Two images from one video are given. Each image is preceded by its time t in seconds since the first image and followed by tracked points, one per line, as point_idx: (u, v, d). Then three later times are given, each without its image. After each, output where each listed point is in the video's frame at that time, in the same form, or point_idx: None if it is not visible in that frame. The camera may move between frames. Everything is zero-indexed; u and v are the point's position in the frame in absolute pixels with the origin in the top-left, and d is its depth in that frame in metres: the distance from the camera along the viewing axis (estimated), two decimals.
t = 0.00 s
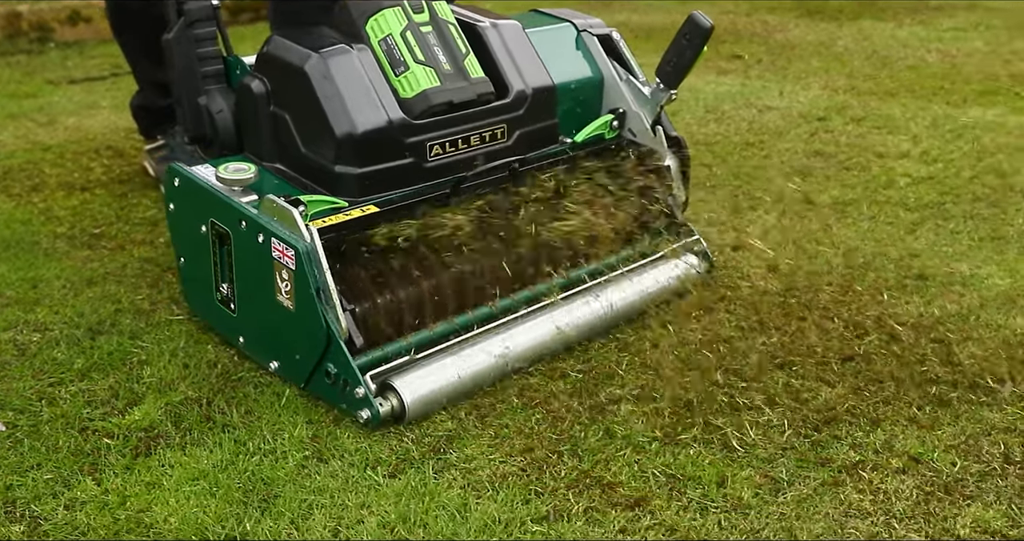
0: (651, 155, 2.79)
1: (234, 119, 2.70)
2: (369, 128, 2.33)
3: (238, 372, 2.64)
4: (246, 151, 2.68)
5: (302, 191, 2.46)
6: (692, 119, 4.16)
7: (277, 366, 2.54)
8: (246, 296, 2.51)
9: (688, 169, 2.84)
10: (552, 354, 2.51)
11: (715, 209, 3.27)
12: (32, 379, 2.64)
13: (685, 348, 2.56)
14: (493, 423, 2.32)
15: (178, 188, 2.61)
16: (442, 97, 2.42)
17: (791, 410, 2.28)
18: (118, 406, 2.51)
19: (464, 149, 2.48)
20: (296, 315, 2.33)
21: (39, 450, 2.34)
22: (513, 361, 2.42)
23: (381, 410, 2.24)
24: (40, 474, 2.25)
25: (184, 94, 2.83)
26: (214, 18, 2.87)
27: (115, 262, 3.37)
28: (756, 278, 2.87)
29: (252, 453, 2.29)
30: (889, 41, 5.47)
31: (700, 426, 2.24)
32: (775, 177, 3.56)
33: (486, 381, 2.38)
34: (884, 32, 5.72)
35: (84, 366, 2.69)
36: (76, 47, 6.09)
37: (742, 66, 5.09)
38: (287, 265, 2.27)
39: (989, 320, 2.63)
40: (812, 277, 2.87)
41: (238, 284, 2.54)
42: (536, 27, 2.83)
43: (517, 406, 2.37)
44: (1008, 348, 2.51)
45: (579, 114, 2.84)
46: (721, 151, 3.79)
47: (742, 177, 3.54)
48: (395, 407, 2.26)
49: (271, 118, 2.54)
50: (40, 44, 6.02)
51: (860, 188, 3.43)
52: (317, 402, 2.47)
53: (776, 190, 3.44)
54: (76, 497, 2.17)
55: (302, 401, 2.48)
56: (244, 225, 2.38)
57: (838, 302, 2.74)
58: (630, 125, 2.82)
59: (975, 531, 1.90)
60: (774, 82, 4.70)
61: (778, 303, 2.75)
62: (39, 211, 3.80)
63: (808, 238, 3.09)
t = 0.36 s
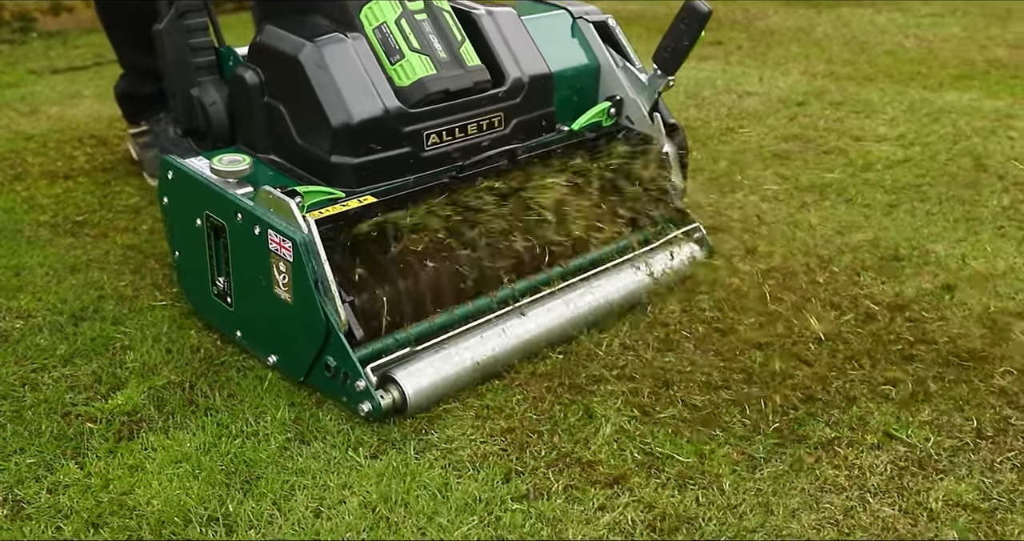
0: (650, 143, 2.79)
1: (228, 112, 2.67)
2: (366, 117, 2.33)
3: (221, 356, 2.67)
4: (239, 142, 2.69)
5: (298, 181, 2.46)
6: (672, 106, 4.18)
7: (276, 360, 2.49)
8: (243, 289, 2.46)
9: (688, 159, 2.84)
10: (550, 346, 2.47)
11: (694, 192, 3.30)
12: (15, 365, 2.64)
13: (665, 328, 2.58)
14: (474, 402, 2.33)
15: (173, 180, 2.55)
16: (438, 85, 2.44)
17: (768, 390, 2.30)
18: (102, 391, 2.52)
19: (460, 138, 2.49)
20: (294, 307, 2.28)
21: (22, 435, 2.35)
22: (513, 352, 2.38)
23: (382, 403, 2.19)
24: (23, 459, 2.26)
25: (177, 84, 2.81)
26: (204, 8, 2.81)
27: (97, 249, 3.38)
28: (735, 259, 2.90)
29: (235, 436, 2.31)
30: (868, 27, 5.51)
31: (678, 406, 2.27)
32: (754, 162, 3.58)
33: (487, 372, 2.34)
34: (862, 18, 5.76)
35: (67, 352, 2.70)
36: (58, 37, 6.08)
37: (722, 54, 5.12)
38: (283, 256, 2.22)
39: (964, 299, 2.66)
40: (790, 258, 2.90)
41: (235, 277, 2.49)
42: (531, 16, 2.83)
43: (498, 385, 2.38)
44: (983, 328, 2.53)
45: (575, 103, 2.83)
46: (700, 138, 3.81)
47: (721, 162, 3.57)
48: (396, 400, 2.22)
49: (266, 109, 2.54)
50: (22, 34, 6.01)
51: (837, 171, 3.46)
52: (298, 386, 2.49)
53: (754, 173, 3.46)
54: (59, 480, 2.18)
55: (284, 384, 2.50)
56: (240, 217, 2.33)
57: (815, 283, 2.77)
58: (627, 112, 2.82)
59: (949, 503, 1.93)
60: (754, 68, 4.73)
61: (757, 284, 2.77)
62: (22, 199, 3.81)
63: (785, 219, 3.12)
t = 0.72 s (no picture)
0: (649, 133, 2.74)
1: (223, 105, 2.62)
2: (365, 111, 2.28)
3: (204, 345, 2.68)
4: (235, 136, 2.63)
5: (296, 176, 2.40)
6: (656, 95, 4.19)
7: (274, 359, 2.45)
8: (241, 286, 2.42)
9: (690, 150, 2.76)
10: (552, 341, 2.43)
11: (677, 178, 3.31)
12: None
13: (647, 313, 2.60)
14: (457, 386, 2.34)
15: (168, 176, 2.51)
16: (438, 77, 2.38)
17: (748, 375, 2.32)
18: (86, 381, 2.52)
19: (461, 130, 2.44)
20: (294, 305, 2.24)
21: (5, 425, 2.34)
22: (516, 348, 2.34)
23: (387, 401, 2.14)
24: (6, 449, 2.26)
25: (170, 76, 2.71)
26: None
27: (82, 240, 3.38)
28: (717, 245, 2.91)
29: (219, 424, 2.32)
30: (850, 16, 5.54)
31: (660, 390, 2.29)
32: (736, 149, 3.60)
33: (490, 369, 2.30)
34: (843, 7, 5.78)
35: (51, 342, 2.70)
36: (42, 29, 6.06)
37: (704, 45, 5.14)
38: (283, 253, 2.19)
39: (943, 283, 2.68)
40: (771, 243, 2.91)
41: (233, 274, 2.44)
42: (528, 7, 2.75)
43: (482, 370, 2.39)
44: (961, 310, 2.55)
45: (574, 94, 2.76)
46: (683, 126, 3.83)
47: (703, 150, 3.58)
48: (400, 398, 2.16)
49: (262, 102, 2.48)
50: (6, 27, 6.00)
51: (818, 158, 3.48)
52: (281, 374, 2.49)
53: (736, 159, 3.48)
54: (43, 470, 2.18)
55: (268, 372, 2.51)
56: (238, 213, 2.29)
57: (796, 269, 2.79)
58: (628, 103, 2.77)
59: (928, 482, 1.94)
60: (736, 56, 4.75)
61: (739, 270, 2.79)
62: (6, 191, 3.80)
63: (767, 204, 3.14)
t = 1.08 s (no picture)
0: (652, 132, 2.74)
1: (218, 107, 2.57)
2: (365, 111, 2.25)
3: (188, 343, 2.67)
4: (232, 139, 2.57)
5: (294, 179, 2.36)
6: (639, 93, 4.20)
7: (276, 366, 2.42)
8: (241, 292, 2.39)
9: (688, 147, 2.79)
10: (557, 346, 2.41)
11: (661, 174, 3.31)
12: None
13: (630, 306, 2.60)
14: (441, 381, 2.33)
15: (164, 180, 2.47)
16: (438, 77, 2.36)
17: (730, 367, 2.33)
18: (69, 380, 2.52)
19: (461, 131, 2.41)
20: (295, 311, 2.22)
21: None
22: (521, 353, 2.32)
23: (391, 408, 2.13)
24: None
25: (164, 79, 2.67)
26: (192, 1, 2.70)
27: (65, 240, 3.36)
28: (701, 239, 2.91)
29: (202, 422, 2.31)
30: (833, 12, 5.56)
31: (643, 383, 2.29)
32: (719, 145, 3.60)
33: (494, 374, 2.28)
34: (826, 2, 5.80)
35: (33, 342, 2.69)
36: (24, 30, 6.03)
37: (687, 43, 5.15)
38: (282, 258, 2.16)
39: (924, 275, 2.69)
40: (755, 236, 2.92)
41: (232, 279, 2.41)
42: (528, 6, 2.78)
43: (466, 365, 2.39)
44: (942, 302, 2.56)
45: (575, 93, 2.77)
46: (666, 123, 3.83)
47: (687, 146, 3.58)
48: (404, 405, 2.15)
49: (259, 104, 2.43)
50: None
51: (801, 152, 3.49)
52: (265, 371, 2.49)
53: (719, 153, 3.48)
54: (25, 469, 2.17)
55: (252, 370, 2.51)
56: (236, 218, 2.26)
57: (779, 262, 2.79)
58: (628, 102, 2.77)
59: (910, 472, 1.95)
60: (720, 52, 4.76)
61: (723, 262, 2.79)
62: None
63: (750, 200, 3.15)
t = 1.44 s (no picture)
0: (653, 132, 2.71)
1: (215, 111, 2.51)
2: (366, 114, 2.21)
3: (172, 343, 2.68)
4: (229, 143, 2.51)
5: (292, 183, 2.31)
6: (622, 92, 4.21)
7: (276, 374, 2.37)
8: (238, 298, 2.35)
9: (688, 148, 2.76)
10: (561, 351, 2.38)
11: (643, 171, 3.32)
12: None
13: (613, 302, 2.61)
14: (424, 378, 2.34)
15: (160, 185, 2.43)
16: (438, 78, 2.33)
17: (711, 363, 2.34)
18: (52, 380, 2.51)
19: (461, 133, 2.38)
20: (296, 318, 2.18)
21: None
22: (526, 358, 2.29)
23: (396, 415, 2.09)
24: None
25: (157, 83, 2.59)
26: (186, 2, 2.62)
27: (48, 240, 3.36)
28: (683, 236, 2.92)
29: (186, 421, 2.31)
30: (814, 10, 5.58)
31: (624, 379, 2.30)
32: (700, 144, 3.62)
33: (500, 379, 2.25)
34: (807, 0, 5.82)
35: (16, 343, 2.69)
36: (7, 30, 6.02)
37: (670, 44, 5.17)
38: (284, 264, 2.12)
39: (904, 269, 2.70)
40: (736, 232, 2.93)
41: (231, 286, 2.36)
42: (528, 5, 2.72)
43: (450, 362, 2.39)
44: (921, 296, 2.57)
45: (574, 94, 2.72)
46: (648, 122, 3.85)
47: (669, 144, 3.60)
48: (409, 412, 2.12)
49: (256, 107, 2.37)
50: None
51: (782, 148, 3.50)
52: (249, 370, 2.49)
53: (701, 151, 3.50)
54: (7, 469, 2.17)
55: (236, 368, 2.51)
56: (235, 224, 2.22)
57: (761, 257, 2.80)
58: (628, 102, 2.73)
59: (889, 464, 1.96)
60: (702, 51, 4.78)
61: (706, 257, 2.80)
62: None
63: (731, 196, 3.16)
